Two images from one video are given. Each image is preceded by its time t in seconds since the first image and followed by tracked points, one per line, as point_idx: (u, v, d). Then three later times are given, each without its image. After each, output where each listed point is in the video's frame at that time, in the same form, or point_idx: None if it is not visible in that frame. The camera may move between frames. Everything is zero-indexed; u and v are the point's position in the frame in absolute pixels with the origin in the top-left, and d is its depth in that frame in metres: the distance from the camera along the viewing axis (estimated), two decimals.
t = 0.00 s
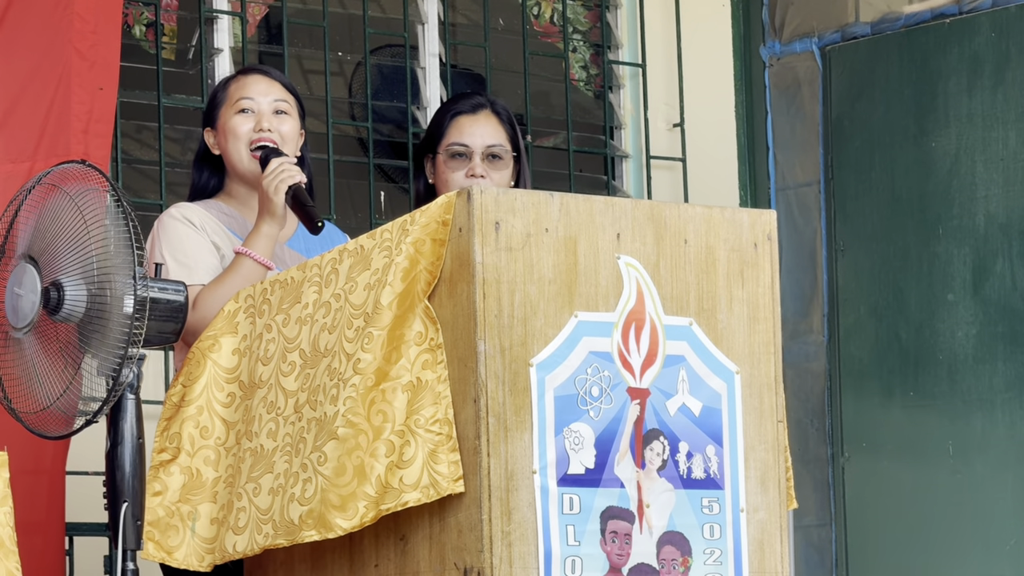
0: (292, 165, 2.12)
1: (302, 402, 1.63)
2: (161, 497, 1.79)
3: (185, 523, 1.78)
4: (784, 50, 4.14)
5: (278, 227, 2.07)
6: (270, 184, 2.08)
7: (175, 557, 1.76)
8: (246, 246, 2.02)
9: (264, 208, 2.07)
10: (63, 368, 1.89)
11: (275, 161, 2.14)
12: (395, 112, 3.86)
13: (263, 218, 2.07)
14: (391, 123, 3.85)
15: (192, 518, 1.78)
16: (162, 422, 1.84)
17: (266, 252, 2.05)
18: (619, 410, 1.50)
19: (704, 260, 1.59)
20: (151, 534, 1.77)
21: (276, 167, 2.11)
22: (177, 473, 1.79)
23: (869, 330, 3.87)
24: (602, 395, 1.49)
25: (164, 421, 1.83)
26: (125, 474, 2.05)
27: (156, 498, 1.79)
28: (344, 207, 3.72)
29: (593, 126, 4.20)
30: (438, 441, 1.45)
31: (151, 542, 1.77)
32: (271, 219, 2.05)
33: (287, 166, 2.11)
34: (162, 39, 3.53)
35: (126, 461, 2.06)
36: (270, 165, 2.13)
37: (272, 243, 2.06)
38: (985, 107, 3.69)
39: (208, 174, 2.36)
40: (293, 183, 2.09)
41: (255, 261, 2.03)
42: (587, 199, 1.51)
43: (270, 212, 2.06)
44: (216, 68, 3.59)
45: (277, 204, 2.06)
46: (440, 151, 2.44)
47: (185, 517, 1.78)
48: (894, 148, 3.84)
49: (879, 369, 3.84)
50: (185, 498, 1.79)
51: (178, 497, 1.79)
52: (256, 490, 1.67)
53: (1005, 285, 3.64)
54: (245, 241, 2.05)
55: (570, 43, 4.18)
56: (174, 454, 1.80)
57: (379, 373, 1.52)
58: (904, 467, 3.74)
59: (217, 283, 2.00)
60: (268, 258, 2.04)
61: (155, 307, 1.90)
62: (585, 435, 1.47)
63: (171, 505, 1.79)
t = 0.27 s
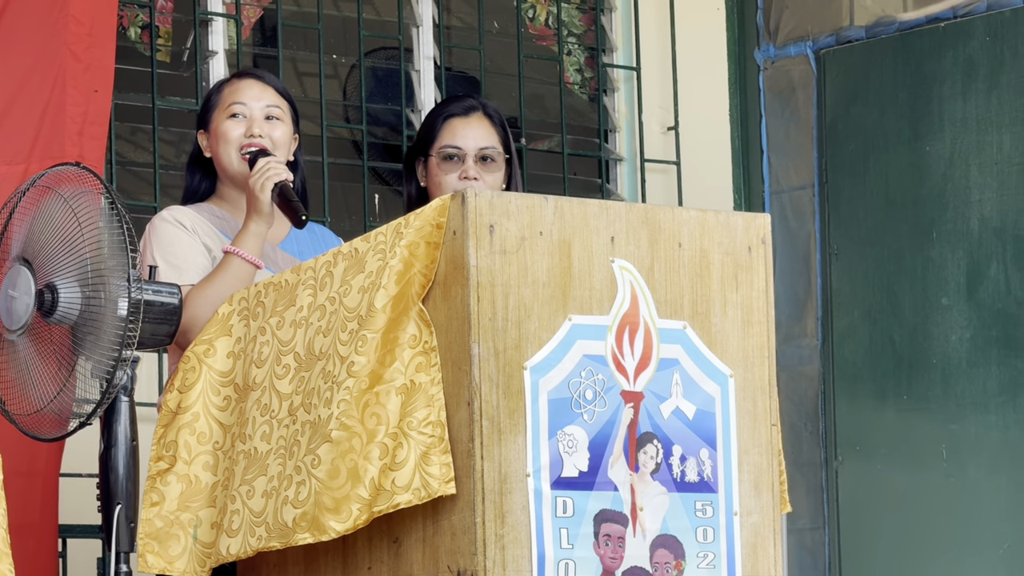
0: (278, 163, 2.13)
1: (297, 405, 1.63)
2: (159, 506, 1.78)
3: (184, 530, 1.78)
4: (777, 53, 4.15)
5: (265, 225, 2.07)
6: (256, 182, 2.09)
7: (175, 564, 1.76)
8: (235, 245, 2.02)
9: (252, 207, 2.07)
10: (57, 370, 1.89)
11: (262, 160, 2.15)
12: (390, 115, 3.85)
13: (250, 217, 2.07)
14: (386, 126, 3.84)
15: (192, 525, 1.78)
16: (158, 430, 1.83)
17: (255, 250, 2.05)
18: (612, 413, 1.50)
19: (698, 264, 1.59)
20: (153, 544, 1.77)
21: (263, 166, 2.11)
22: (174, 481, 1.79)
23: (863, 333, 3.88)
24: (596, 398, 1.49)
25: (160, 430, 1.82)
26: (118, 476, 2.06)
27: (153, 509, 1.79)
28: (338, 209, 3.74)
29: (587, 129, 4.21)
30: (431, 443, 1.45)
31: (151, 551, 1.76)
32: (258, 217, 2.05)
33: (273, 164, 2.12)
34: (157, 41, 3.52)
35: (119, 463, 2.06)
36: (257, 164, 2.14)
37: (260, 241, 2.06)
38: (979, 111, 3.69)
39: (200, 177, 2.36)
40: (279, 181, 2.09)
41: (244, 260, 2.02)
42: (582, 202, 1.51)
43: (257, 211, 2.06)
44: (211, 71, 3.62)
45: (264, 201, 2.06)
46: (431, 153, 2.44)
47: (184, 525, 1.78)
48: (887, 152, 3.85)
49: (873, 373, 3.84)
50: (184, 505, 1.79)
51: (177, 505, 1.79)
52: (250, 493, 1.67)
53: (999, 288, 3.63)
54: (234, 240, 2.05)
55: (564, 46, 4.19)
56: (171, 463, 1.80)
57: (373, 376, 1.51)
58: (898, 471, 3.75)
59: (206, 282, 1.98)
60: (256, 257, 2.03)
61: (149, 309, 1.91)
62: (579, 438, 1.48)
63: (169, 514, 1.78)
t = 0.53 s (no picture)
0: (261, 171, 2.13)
1: (280, 411, 1.62)
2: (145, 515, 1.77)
3: (171, 539, 1.77)
4: (763, 61, 4.15)
5: (246, 233, 2.07)
6: (238, 190, 2.10)
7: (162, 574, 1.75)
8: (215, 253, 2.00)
9: (233, 216, 2.08)
10: (40, 377, 1.89)
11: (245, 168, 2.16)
12: (374, 121, 3.85)
13: (231, 225, 2.07)
14: (371, 131, 3.84)
15: (179, 533, 1.77)
16: (144, 440, 1.81)
17: (235, 258, 2.04)
18: (596, 420, 1.50)
19: (682, 271, 1.59)
20: (140, 555, 1.75)
21: (245, 174, 2.12)
22: (160, 491, 1.77)
23: (848, 342, 3.88)
24: (580, 406, 1.49)
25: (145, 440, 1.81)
26: (100, 483, 2.05)
27: (138, 519, 1.77)
28: (323, 216, 3.72)
29: (573, 135, 4.21)
30: (417, 451, 1.45)
31: (139, 563, 1.75)
32: (238, 226, 2.06)
33: (256, 172, 2.12)
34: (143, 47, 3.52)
35: (101, 470, 2.05)
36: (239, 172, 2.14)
37: (241, 249, 2.05)
38: (964, 119, 3.71)
39: (183, 185, 2.35)
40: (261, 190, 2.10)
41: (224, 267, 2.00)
42: (566, 209, 1.51)
43: (238, 219, 2.07)
44: (197, 77, 3.60)
45: (245, 210, 2.07)
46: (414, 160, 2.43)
47: (170, 533, 1.76)
48: (873, 159, 3.86)
49: (857, 381, 3.85)
50: (170, 514, 1.77)
51: (163, 514, 1.77)
52: (233, 499, 1.66)
53: (983, 296, 3.65)
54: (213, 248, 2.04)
55: (550, 53, 4.18)
56: (157, 473, 1.78)
57: (357, 383, 1.50)
58: (882, 478, 3.76)
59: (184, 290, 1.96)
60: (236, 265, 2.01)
61: (132, 315, 1.89)
62: (562, 445, 1.47)
63: (155, 525, 1.76)
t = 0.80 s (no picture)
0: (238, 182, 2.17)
1: (260, 423, 1.62)
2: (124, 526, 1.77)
3: (150, 550, 1.77)
4: (744, 73, 4.19)
5: (223, 243, 2.10)
6: (215, 201, 2.12)
7: None
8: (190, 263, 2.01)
9: (209, 226, 2.11)
10: (22, 387, 1.88)
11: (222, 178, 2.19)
12: (355, 131, 3.85)
13: (207, 235, 2.09)
14: (352, 143, 3.84)
15: (158, 544, 1.77)
16: (124, 453, 1.81)
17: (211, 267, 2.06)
18: (577, 432, 1.50)
19: (663, 283, 1.60)
20: (119, 566, 1.75)
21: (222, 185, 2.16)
22: (139, 503, 1.77)
23: (828, 353, 3.90)
24: (561, 417, 1.49)
25: (126, 452, 1.81)
26: (81, 494, 2.05)
27: (118, 531, 1.77)
28: (304, 227, 3.73)
29: (555, 146, 4.20)
30: (398, 463, 1.45)
31: (118, 575, 1.75)
32: (215, 235, 2.08)
33: (232, 183, 2.16)
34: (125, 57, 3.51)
35: (82, 481, 2.05)
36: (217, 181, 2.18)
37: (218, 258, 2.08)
38: (945, 131, 3.68)
39: (166, 199, 2.34)
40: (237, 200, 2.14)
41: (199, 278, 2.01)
42: (547, 221, 1.51)
43: (214, 229, 2.10)
44: (178, 88, 3.59)
45: (221, 220, 2.10)
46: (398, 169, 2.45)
47: (149, 545, 1.77)
48: (853, 171, 3.87)
49: (839, 392, 3.87)
50: (148, 526, 1.77)
51: (142, 526, 1.77)
52: (211, 510, 1.66)
53: (964, 308, 3.61)
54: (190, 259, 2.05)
55: (531, 64, 4.19)
56: (136, 484, 1.79)
57: (338, 395, 1.50)
58: (863, 489, 3.77)
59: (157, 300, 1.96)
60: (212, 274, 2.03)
61: (113, 326, 1.89)
62: (543, 457, 1.47)
63: (135, 536, 1.77)
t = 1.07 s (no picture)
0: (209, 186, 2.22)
1: (257, 433, 1.62)
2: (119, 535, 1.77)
3: (144, 560, 1.76)
4: (742, 83, 4.21)
5: (196, 248, 2.16)
6: (187, 206, 2.18)
7: None
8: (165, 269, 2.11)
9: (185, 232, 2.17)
10: (19, 398, 1.89)
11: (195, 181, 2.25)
12: (353, 142, 3.86)
13: (182, 240, 2.16)
14: (349, 153, 3.85)
15: (152, 554, 1.76)
16: (119, 462, 1.81)
17: (186, 272, 2.13)
18: (574, 443, 1.50)
19: (660, 294, 1.60)
20: None
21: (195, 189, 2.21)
22: (134, 513, 1.77)
23: (825, 364, 3.91)
24: (558, 428, 1.49)
25: (121, 461, 1.81)
26: (78, 505, 2.04)
27: (112, 539, 1.76)
28: (301, 237, 3.73)
29: (551, 157, 4.21)
30: (395, 474, 1.45)
31: None
32: (189, 240, 2.15)
33: (204, 187, 2.21)
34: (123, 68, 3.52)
35: (79, 491, 2.04)
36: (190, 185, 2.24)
37: (191, 263, 2.14)
38: (942, 142, 3.68)
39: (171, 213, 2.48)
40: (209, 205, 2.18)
41: (174, 284, 2.10)
42: (544, 232, 1.52)
43: (188, 234, 2.16)
44: (176, 98, 3.59)
45: (195, 225, 2.16)
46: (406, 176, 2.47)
47: (143, 554, 1.76)
48: (850, 183, 3.88)
49: (835, 403, 3.87)
50: (142, 535, 1.77)
51: (136, 535, 1.77)
52: (206, 520, 1.65)
53: (961, 319, 3.61)
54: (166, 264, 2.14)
55: (530, 75, 4.20)
56: (131, 493, 1.78)
57: (336, 406, 1.50)
58: (860, 500, 3.77)
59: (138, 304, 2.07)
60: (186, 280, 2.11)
61: (110, 337, 1.91)
62: (540, 468, 1.47)
63: (129, 545, 1.76)
